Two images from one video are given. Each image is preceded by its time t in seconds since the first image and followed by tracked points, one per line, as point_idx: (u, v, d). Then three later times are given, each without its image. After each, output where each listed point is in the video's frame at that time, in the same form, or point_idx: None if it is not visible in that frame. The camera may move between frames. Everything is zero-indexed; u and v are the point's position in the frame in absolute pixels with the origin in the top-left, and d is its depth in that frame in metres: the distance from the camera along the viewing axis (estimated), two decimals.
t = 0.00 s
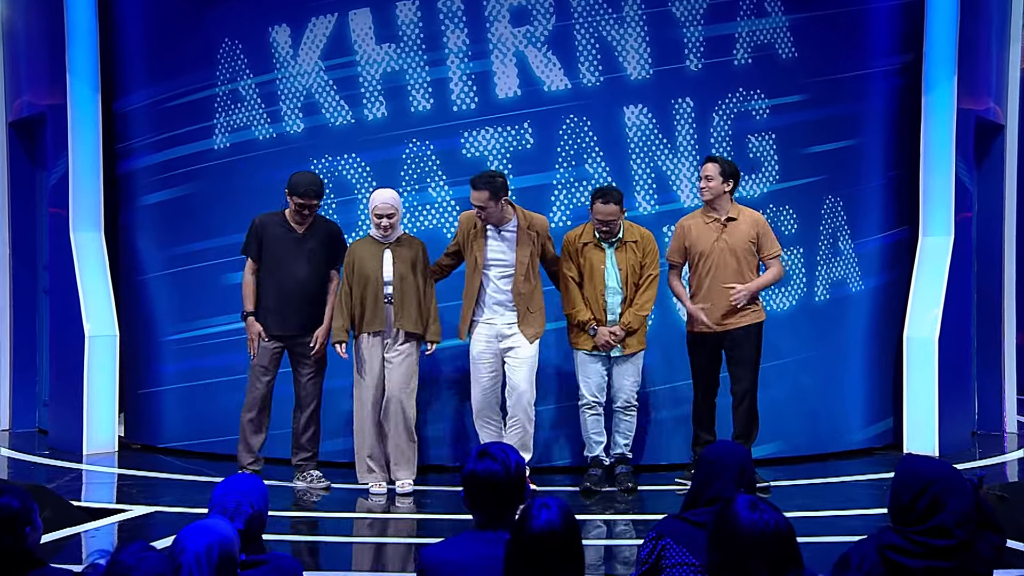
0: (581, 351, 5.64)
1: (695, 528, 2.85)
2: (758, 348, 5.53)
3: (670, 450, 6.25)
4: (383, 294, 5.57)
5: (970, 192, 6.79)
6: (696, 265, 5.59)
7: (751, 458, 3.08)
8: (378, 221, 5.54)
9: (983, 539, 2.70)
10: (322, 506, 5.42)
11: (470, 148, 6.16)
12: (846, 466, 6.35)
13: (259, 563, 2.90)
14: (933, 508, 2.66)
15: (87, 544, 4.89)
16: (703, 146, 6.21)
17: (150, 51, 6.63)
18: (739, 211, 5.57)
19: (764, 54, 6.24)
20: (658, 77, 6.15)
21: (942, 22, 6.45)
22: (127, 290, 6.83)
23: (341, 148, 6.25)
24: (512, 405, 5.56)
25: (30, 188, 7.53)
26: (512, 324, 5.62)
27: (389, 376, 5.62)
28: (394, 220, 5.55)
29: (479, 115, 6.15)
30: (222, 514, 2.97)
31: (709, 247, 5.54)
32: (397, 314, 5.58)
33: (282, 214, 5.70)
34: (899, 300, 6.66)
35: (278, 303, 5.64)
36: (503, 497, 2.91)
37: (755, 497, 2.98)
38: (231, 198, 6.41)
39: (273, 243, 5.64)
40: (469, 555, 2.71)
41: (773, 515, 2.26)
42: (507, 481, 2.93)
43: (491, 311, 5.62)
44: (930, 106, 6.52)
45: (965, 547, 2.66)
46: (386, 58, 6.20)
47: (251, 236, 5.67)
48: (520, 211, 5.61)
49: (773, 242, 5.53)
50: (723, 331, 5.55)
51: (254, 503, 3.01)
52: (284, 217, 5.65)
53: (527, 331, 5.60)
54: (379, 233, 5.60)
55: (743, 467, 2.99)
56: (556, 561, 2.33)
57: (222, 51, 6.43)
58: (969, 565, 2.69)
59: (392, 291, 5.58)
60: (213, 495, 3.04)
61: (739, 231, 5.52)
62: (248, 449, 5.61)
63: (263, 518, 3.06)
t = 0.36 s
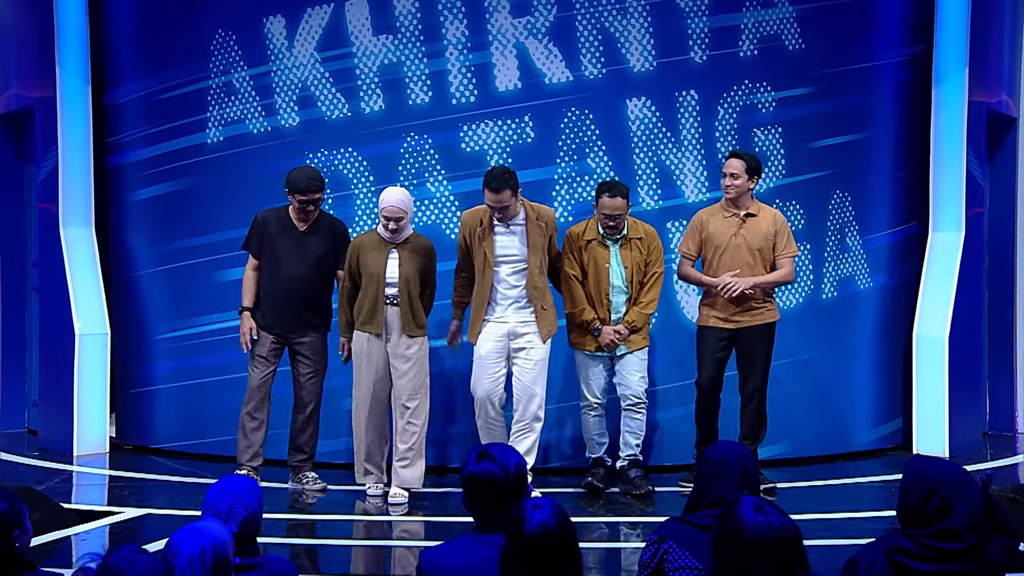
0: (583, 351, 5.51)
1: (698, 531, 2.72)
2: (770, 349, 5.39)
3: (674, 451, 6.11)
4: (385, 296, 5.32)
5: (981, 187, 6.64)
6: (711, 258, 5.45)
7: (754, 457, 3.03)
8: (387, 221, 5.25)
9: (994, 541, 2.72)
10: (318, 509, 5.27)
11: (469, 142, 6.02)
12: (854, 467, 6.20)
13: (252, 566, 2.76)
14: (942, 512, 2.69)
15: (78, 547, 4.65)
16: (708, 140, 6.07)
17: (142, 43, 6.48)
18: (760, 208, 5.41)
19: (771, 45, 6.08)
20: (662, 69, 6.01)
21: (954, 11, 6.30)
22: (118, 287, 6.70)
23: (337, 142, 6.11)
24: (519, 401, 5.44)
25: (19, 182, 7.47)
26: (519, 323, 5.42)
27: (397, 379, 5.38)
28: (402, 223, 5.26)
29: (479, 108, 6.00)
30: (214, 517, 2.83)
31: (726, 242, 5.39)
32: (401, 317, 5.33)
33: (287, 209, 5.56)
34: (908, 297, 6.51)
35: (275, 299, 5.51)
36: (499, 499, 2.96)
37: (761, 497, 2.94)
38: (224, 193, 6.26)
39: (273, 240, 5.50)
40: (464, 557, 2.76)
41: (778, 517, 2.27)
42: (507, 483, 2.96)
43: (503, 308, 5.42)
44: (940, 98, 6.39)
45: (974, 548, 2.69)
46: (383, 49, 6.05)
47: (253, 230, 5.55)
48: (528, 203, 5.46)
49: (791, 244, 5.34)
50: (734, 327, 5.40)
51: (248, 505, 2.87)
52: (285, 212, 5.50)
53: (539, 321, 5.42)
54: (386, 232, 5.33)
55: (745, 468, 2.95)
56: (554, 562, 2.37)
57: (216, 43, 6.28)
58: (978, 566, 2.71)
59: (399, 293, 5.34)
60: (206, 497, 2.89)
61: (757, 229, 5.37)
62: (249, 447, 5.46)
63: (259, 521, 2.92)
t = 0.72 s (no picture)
0: (591, 353, 5.42)
1: (699, 532, 2.69)
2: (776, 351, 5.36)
3: (676, 453, 6.07)
4: (387, 294, 5.28)
5: (984, 186, 6.60)
6: (719, 258, 5.36)
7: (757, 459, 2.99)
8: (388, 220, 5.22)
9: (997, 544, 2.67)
10: (318, 511, 5.22)
11: (469, 141, 5.97)
12: (856, 467, 6.15)
13: (252, 568, 2.71)
14: (945, 512, 2.65)
15: (77, 548, 4.61)
16: (710, 139, 6.02)
17: (139, 42, 6.44)
18: (768, 209, 5.41)
19: (773, 44, 6.04)
20: (663, 68, 5.96)
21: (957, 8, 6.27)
22: (116, 287, 6.66)
23: (336, 141, 6.06)
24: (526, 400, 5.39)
25: (16, 181, 7.44)
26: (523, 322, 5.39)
27: (399, 382, 5.32)
28: (403, 221, 5.23)
29: (478, 107, 5.95)
30: (213, 518, 2.79)
31: (737, 242, 5.32)
32: (403, 315, 5.28)
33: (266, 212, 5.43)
34: (911, 298, 6.47)
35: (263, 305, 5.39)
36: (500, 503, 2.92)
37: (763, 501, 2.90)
38: (223, 193, 6.22)
39: (256, 245, 5.38)
40: (467, 560, 2.72)
41: (779, 518, 2.23)
42: (512, 483, 2.93)
43: (507, 306, 5.37)
44: (943, 96, 6.36)
45: (976, 551, 2.65)
46: (383, 48, 6.01)
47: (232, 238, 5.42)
48: (529, 197, 5.40)
49: (798, 245, 5.39)
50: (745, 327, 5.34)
51: (246, 506, 2.83)
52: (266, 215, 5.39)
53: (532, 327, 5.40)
54: (385, 230, 5.29)
55: (746, 470, 2.92)
56: (531, 561, 2.35)
57: (214, 41, 6.24)
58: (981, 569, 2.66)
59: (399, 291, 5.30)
60: (204, 499, 2.86)
61: (767, 230, 5.34)
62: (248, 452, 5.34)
63: (258, 523, 2.88)
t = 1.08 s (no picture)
0: (589, 352, 5.41)
1: (699, 532, 2.68)
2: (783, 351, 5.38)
3: (676, 453, 6.07)
4: (379, 291, 5.19)
5: (984, 185, 6.60)
6: (725, 263, 5.30)
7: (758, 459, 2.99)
8: (378, 210, 5.19)
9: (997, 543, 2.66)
10: (318, 511, 5.22)
11: (469, 141, 5.97)
12: (856, 468, 6.15)
13: (251, 568, 2.70)
14: (945, 512, 2.65)
15: (77, 548, 4.60)
16: (710, 139, 6.02)
17: (139, 42, 6.44)
18: (764, 207, 5.41)
19: (773, 43, 6.04)
20: (663, 68, 5.96)
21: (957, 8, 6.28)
22: (115, 287, 6.66)
23: (336, 141, 6.06)
24: (518, 399, 5.37)
25: (16, 181, 7.44)
26: (514, 321, 5.38)
27: (386, 381, 5.23)
28: (393, 211, 5.20)
29: (478, 107, 5.95)
30: (212, 518, 2.79)
31: (742, 244, 5.28)
32: (394, 312, 5.19)
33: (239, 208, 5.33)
34: (911, 298, 6.47)
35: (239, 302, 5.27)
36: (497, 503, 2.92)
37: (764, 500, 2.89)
38: (222, 193, 6.23)
39: (230, 242, 5.28)
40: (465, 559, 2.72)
41: (779, 518, 2.23)
42: (507, 482, 2.93)
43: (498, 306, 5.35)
44: (943, 97, 6.36)
45: (976, 550, 2.64)
46: (383, 48, 6.01)
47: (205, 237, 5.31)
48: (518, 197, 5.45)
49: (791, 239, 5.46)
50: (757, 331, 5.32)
51: (246, 506, 2.83)
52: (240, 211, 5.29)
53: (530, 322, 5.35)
54: (375, 226, 5.25)
55: (746, 471, 2.92)
56: (525, 561, 2.35)
57: (214, 41, 6.24)
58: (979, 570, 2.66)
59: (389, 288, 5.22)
60: (204, 499, 2.85)
61: (768, 228, 5.34)
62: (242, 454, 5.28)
63: (257, 523, 2.88)
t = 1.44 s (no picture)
0: (586, 354, 5.39)
1: (700, 532, 2.68)
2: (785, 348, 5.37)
3: (677, 453, 6.07)
4: (374, 290, 5.18)
5: (985, 186, 6.60)
6: (723, 262, 5.29)
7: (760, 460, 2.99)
8: (374, 200, 5.23)
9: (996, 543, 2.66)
10: (319, 512, 5.21)
11: (469, 141, 5.97)
12: (856, 468, 6.14)
13: (251, 569, 2.69)
14: (944, 509, 2.65)
15: (77, 548, 4.60)
16: (710, 139, 6.02)
17: (139, 42, 6.45)
18: (757, 203, 5.40)
19: (773, 43, 6.04)
20: (664, 68, 5.96)
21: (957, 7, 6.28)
22: (115, 287, 6.66)
23: (336, 141, 6.06)
24: (518, 398, 5.35)
25: (16, 181, 7.45)
26: (510, 321, 5.35)
27: (382, 379, 5.22)
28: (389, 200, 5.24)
29: (479, 107, 5.95)
30: (211, 518, 2.79)
31: (740, 242, 5.27)
32: (387, 309, 5.18)
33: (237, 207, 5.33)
34: (912, 298, 6.47)
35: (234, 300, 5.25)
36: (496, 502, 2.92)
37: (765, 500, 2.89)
38: (222, 193, 6.23)
39: (226, 239, 5.26)
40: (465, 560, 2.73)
41: (778, 517, 2.23)
42: (507, 483, 2.93)
43: (494, 306, 5.34)
44: (943, 97, 6.36)
45: (974, 549, 2.64)
46: (383, 48, 6.01)
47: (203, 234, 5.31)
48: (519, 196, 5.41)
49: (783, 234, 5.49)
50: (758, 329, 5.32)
51: (246, 506, 2.83)
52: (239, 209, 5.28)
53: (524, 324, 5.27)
54: (369, 220, 5.26)
55: (748, 472, 2.92)
56: (524, 560, 2.35)
57: (214, 41, 6.24)
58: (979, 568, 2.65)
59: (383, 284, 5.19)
60: (204, 499, 2.85)
61: (762, 223, 5.35)
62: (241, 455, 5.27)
63: (257, 523, 2.88)
